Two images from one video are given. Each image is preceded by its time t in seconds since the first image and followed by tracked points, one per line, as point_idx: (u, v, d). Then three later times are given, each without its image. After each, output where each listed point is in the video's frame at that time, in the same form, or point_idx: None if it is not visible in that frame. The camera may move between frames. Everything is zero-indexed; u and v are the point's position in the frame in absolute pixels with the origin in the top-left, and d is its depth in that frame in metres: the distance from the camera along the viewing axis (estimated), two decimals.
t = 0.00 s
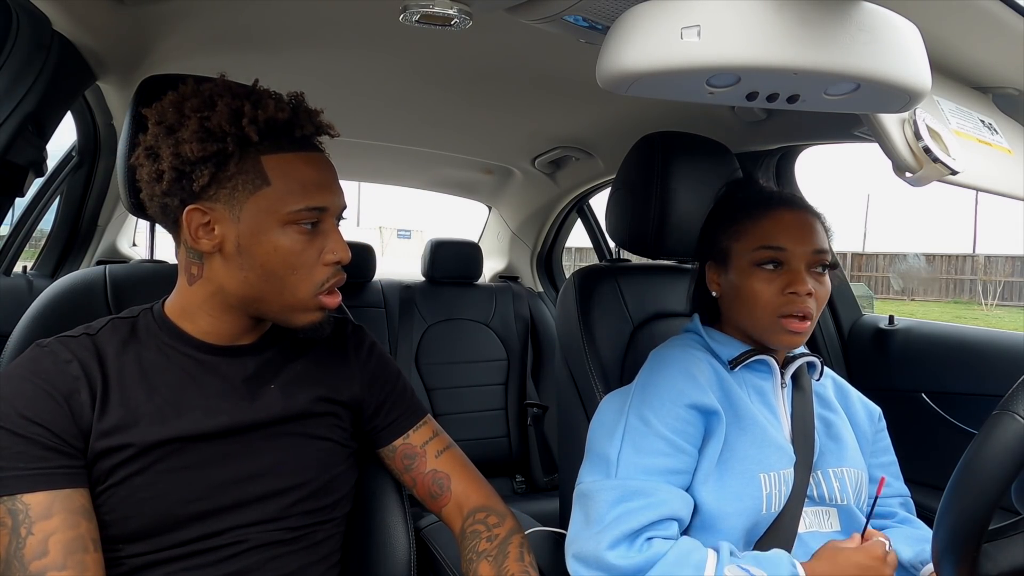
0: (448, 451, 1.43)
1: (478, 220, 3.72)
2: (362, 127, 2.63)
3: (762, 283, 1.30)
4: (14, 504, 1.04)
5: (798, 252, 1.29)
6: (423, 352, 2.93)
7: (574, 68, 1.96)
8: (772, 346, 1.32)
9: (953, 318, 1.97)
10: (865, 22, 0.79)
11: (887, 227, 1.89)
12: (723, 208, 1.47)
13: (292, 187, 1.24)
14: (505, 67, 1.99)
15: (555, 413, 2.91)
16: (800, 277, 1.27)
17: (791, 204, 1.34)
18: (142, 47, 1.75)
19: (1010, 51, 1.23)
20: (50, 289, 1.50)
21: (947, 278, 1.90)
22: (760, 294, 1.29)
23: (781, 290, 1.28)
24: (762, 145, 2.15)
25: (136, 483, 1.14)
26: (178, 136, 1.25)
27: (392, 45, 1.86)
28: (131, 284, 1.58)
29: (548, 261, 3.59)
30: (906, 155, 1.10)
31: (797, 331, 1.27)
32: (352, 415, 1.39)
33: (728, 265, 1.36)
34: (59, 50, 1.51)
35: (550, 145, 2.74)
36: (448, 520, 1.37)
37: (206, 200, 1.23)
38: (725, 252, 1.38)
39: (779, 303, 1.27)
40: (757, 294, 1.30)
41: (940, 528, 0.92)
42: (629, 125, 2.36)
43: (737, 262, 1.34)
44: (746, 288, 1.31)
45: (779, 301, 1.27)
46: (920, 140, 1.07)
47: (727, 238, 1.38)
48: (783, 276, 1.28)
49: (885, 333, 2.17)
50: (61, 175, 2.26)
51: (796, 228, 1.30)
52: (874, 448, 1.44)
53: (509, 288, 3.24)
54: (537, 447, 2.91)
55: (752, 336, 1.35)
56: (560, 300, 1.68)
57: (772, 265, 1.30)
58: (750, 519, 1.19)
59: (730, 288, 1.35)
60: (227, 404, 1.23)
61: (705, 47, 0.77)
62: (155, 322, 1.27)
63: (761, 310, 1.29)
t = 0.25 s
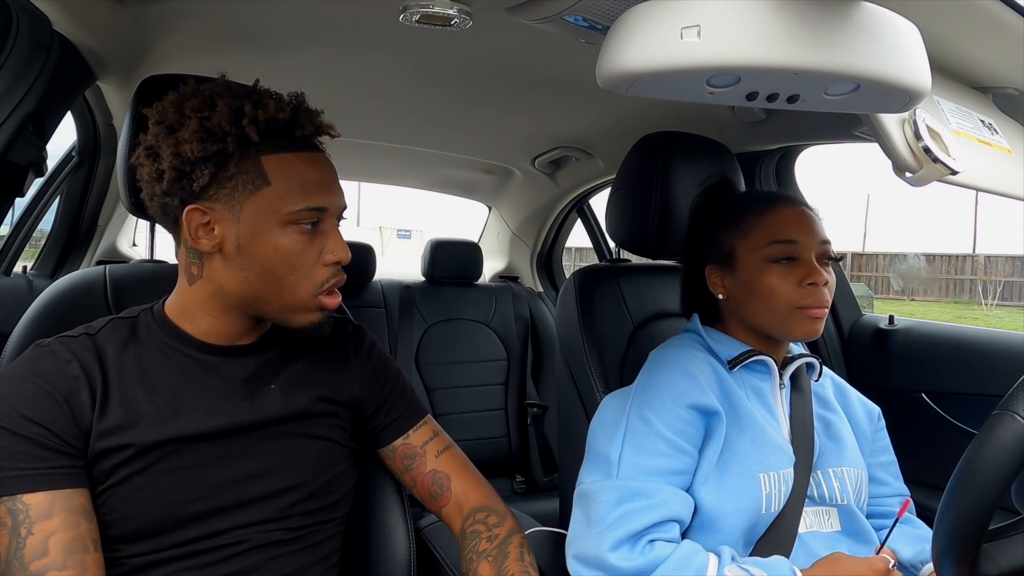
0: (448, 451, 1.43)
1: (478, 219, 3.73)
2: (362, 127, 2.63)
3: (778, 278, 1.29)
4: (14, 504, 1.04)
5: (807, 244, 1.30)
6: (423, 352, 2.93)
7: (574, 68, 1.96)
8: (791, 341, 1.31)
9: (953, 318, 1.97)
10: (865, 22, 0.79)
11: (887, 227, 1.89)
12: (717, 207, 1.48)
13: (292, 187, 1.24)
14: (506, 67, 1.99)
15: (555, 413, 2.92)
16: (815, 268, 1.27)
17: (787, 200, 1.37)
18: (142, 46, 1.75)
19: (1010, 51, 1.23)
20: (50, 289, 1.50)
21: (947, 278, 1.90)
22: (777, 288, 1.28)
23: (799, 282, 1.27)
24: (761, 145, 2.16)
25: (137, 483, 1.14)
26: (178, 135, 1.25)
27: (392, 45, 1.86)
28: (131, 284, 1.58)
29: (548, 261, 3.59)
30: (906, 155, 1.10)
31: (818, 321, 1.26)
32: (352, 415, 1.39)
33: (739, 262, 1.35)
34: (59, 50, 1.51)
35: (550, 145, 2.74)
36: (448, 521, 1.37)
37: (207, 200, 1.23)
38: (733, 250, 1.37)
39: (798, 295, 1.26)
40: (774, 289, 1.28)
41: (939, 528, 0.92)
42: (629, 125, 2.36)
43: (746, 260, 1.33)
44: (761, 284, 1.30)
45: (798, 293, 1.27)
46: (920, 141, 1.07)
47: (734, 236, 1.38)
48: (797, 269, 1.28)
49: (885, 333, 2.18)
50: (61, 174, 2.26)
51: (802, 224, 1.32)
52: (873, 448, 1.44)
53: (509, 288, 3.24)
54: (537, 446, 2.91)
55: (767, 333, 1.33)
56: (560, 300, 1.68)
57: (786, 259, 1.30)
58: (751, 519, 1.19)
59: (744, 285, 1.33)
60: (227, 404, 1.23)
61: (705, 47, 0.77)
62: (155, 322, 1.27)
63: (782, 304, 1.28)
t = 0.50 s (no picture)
0: (448, 451, 1.43)
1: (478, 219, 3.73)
2: (362, 127, 2.63)
3: (780, 266, 1.31)
4: (14, 504, 1.04)
5: (794, 228, 1.35)
6: (423, 352, 2.93)
7: (574, 68, 1.96)
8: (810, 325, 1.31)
9: (953, 318, 1.97)
10: (865, 22, 0.79)
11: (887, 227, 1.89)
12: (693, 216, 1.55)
13: (292, 186, 1.24)
14: (506, 67, 1.98)
15: (555, 413, 2.91)
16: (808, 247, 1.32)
17: (756, 197, 1.42)
18: (142, 47, 1.75)
19: (1010, 51, 1.23)
20: (50, 289, 1.50)
21: (947, 278, 1.90)
22: (783, 276, 1.30)
23: (801, 264, 1.30)
24: (761, 145, 2.16)
25: (137, 483, 1.14)
26: (178, 135, 1.25)
27: (392, 45, 1.86)
28: (131, 284, 1.58)
29: (548, 261, 3.59)
30: (905, 155, 1.10)
31: (831, 294, 1.28)
32: (352, 415, 1.39)
33: (734, 255, 1.37)
34: (59, 50, 1.52)
35: (550, 145, 2.74)
36: (448, 520, 1.37)
37: (206, 199, 1.23)
38: (724, 250, 1.39)
39: (805, 276, 1.29)
40: (781, 278, 1.30)
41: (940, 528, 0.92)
42: (629, 125, 2.36)
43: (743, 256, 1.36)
44: (766, 276, 1.32)
45: (805, 275, 1.29)
46: (920, 141, 1.07)
47: (720, 233, 1.41)
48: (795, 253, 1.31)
49: (885, 333, 2.18)
50: (61, 175, 2.26)
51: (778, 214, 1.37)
52: (872, 447, 1.44)
53: (509, 288, 3.24)
54: (537, 446, 2.91)
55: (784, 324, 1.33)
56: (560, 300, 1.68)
57: (780, 245, 1.33)
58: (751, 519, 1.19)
59: (746, 277, 1.35)
60: (227, 404, 1.23)
61: (705, 47, 0.77)
62: (155, 322, 1.27)
63: (793, 289, 1.29)
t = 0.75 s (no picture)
0: (448, 451, 1.43)
1: (478, 219, 3.73)
2: (362, 127, 2.63)
3: (769, 264, 1.31)
4: (14, 504, 1.04)
5: (782, 225, 1.36)
6: (423, 352, 2.93)
7: (575, 68, 1.96)
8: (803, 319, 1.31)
9: (953, 318, 1.96)
10: (865, 22, 0.79)
11: (887, 227, 1.89)
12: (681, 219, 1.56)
13: (291, 185, 1.24)
14: (506, 67, 1.98)
15: (554, 413, 2.91)
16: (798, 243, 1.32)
17: (744, 197, 1.43)
18: (142, 47, 1.75)
19: (1010, 51, 1.23)
20: (49, 289, 1.50)
21: (947, 278, 1.90)
22: (772, 272, 1.31)
23: (790, 259, 1.30)
24: (761, 145, 2.15)
25: (137, 482, 1.14)
26: (178, 134, 1.25)
27: (392, 44, 1.86)
28: (131, 284, 1.58)
29: (548, 261, 3.59)
30: (906, 155, 1.10)
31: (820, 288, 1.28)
32: (352, 415, 1.39)
33: (723, 257, 1.38)
34: (59, 50, 1.52)
35: (550, 145, 2.74)
36: (448, 521, 1.37)
37: (206, 198, 1.23)
38: (714, 252, 1.40)
39: (794, 271, 1.29)
40: (770, 276, 1.31)
41: (939, 527, 0.92)
42: (629, 125, 2.36)
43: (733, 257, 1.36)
44: (757, 274, 1.32)
45: (794, 271, 1.29)
46: (920, 141, 1.07)
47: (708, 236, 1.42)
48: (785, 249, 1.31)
49: (885, 333, 2.18)
50: (61, 175, 2.26)
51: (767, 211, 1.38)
52: (870, 444, 1.44)
53: (509, 288, 3.24)
54: (537, 447, 2.90)
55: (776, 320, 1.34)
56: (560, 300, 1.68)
57: (768, 243, 1.34)
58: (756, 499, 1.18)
59: (737, 277, 1.35)
60: (227, 404, 1.23)
61: (705, 47, 0.77)
62: (155, 322, 1.27)
63: (782, 286, 1.29)
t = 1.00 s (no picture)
0: (448, 451, 1.43)
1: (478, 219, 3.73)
2: (361, 127, 2.63)
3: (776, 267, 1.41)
4: (14, 503, 1.04)
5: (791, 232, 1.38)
6: (423, 352, 2.93)
7: (575, 68, 1.96)
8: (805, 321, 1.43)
9: (953, 318, 1.96)
10: (865, 22, 0.79)
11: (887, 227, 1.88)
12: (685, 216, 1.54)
13: (290, 184, 1.24)
14: (506, 67, 1.98)
15: (554, 413, 2.91)
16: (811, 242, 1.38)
17: (749, 198, 1.41)
18: (142, 47, 1.75)
19: (1010, 51, 1.23)
20: (50, 288, 1.50)
21: (947, 278, 1.90)
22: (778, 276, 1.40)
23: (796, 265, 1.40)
24: (761, 145, 2.15)
25: (137, 482, 1.14)
26: (177, 133, 1.26)
27: (391, 44, 1.86)
28: (131, 284, 1.58)
29: (548, 261, 3.60)
30: (906, 155, 1.10)
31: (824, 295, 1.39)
32: (352, 415, 1.39)
33: (725, 265, 1.39)
34: (59, 50, 1.52)
35: (550, 145, 2.74)
36: (448, 521, 1.37)
37: (206, 197, 1.23)
38: (716, 254, 1.40)
39: (799, 278, 1.39)
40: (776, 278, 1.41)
41: (939, 527, 0.92)
42: (629, 125, 2.36)
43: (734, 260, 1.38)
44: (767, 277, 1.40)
45: (800, 277, 1.40)
46: (920, 141, 1.07)
47: (711, 242, 1.41)
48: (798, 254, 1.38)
49: (884, 333, 2.18)
50: (61, 174, 2.26)
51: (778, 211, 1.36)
52: (870, 444, 1.44)
53: (509, 288, 3.24)
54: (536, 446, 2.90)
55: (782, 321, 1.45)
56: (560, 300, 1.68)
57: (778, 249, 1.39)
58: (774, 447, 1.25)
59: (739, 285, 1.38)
60: (227, 403, 1.23)
61: (705, 47, 0.77)
62: (155, 322, 1.27)
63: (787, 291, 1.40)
